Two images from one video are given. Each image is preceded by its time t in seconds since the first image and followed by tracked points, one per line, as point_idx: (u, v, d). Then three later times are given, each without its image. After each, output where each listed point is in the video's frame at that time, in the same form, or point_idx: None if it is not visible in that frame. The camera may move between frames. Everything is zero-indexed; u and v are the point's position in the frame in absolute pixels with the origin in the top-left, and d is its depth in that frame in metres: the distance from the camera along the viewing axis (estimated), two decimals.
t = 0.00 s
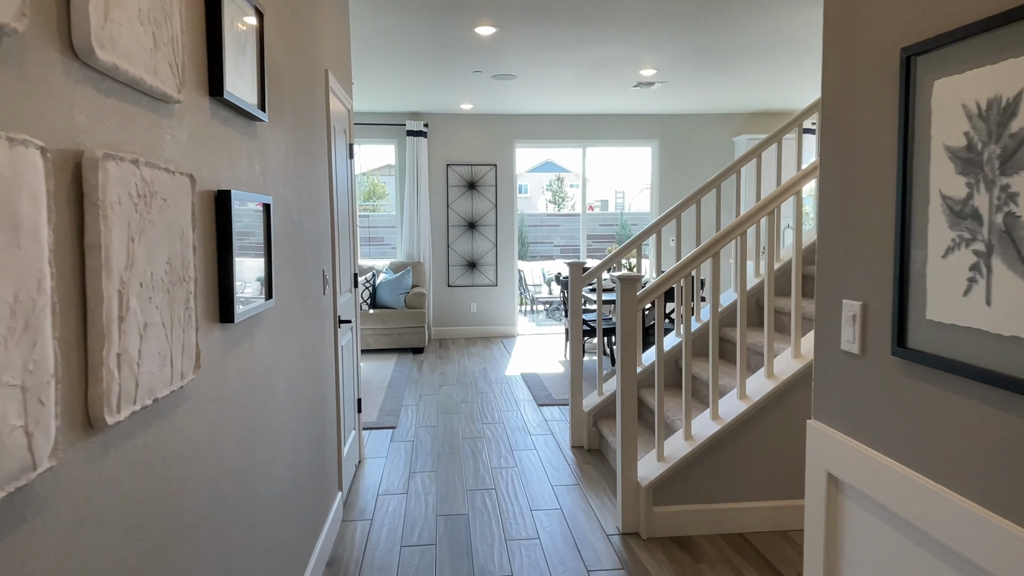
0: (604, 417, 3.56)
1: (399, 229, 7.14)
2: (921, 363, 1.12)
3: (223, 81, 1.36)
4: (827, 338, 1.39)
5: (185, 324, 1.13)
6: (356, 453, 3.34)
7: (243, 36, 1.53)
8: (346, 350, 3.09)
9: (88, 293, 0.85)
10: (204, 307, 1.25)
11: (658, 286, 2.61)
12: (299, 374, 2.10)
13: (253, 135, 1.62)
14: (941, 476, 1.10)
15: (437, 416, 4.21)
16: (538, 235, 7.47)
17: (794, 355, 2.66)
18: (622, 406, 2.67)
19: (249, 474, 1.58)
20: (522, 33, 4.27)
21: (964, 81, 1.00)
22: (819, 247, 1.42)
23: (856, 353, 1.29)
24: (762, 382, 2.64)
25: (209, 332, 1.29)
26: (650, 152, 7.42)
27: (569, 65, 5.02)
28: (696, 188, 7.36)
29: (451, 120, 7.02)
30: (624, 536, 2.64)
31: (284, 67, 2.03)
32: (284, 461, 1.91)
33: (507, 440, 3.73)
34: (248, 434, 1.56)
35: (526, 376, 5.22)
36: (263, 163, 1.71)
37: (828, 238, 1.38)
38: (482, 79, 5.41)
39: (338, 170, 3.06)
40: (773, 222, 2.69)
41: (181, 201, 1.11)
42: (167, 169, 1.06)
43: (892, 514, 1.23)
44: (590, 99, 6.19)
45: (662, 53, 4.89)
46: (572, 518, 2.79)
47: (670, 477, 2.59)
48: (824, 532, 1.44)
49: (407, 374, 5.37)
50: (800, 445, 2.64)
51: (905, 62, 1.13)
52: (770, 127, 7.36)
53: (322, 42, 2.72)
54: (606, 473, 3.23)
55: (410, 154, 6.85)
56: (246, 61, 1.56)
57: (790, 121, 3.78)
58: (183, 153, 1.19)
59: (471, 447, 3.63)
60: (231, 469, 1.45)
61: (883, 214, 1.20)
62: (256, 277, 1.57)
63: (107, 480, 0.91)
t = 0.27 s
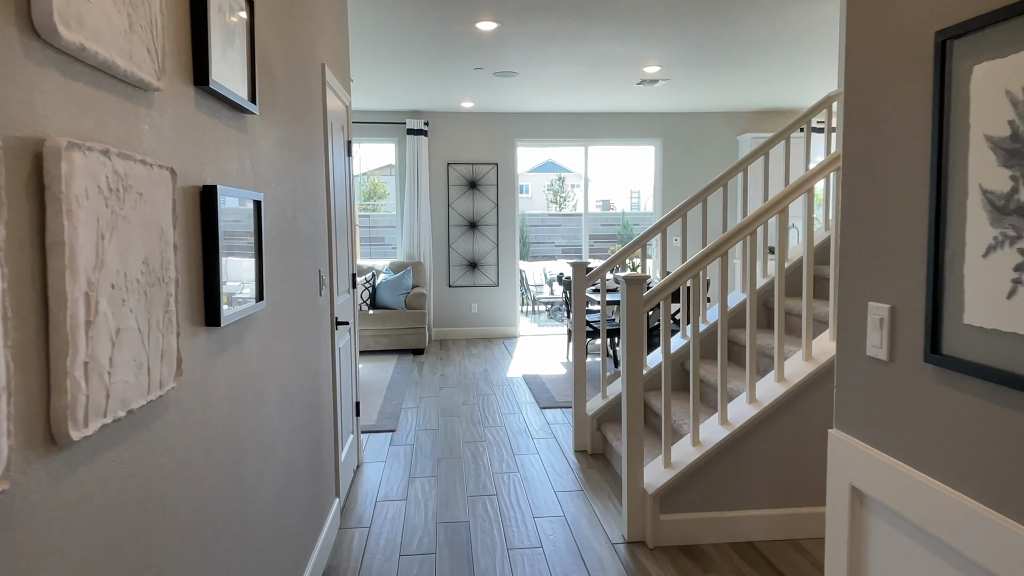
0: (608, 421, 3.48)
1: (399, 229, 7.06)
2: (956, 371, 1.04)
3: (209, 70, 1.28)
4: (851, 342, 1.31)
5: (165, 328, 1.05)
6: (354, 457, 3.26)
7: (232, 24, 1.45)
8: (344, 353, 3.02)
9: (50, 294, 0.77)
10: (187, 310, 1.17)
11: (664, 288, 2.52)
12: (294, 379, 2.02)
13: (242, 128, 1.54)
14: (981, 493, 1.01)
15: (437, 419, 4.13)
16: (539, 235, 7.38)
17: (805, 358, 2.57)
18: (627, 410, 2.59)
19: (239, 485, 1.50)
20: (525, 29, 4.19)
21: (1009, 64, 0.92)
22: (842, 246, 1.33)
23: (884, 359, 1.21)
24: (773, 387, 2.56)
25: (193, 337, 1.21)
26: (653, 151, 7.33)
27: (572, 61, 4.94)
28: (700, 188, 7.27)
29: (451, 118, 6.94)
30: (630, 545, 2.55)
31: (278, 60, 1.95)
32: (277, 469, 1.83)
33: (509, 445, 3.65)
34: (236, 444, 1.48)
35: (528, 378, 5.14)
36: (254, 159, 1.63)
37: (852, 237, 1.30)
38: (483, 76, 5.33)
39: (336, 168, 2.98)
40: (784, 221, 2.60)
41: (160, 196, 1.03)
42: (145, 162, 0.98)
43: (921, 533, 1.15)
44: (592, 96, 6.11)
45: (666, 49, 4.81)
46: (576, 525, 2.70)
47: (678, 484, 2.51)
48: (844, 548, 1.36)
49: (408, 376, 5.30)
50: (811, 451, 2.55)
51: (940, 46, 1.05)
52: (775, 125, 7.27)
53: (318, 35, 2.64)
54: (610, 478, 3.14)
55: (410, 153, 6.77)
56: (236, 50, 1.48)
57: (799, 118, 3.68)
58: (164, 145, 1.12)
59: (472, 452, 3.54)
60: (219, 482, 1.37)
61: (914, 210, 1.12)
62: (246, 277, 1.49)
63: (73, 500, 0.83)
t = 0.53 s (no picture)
0: (613, 424, 3.39)
1: (400, 229, 6.98)
2: (998, 378, 0.95)
3: (192, 54, 1.20)
4: (878, 345, 1.23)
5: (139, 332, 0.97)
6: (351, 461, 3.17)
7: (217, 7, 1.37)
8: (341, 355, 2.93)
9: None
10: (165, 312, 1.09)
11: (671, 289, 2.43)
12: (286, 383, 1.93)
13: (229, 118, 1.45)
14: None
15: (437, 422, 4.05)
16: (540, 235, 7.29)
17: (817, 360, 2.48)
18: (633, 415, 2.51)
19: (226, 497, 1.42)
20: (527, 23, 4.11)
21: None
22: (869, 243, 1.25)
23: (915, 365, 1.13)
24: (784, 391, 2.47)
25: (172, 340, 1.13)
26: (656, 149, 7.24)
27: (575, 57, 4.85)
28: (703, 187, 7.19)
29: (452, 116, 6.86)
30: (636, 554, 2.47)
31: (270, 49, 1.87)
32: (268, 478, 1.75)
33: (511, 448, 3.56)
34: (223, 453, 1.40)
35: (530, 380, 5.05)
36: (242, 151, 1.55)
37: (880, 234, 1.21)
38: (484, 73, 5.24)
39: (332, 164, 2.90)
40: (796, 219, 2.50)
41: (133, 187, 0.95)
42: (114, 149, 0.89)
43: (958, 553, 1.06)
44: (595, 94, 6.02)
45: (670, 45, 4.72)
46: (580, 533, 2.62)
47: (686, 490, 2.42)
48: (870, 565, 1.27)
49: (407, 377, 5.21)
50: (824, 456, 2.47)
51: (982, 24, 0.96)
52: (779, 123, 7.19)
53: (314, 26, 2.55)
54: (615, 484, 3.06)
55: (410, 151, 6.69)
56: (222, 35, 1.39)
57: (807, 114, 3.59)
58: (139, 132, 1.03)
59: (473, 456, 3.46)
60: (204, 495, 1.28)
61: (951, 203, 1.04)
62: (233, 276, 1.41)
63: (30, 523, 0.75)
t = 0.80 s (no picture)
0: (617, 429, 3.30)
1: (399, 229, 6.90)
2: None
3: (169, 38, 1.11)
4: (913, 352, 1.13)
5: (104, 339, 0.88)
6: (348, 467, 3.09)
7: None
8: (337, 359, 2.84)
9: None
10: (137, 316, 1.00)
11: (678, 291, 2.34)
12: (278, 389, 1.85)
13: (212, 108, 1.37)
14: None
15: (437, 426, 3.96)
16: (541, 235, 7.19)
17: (830, 365, 2.39)
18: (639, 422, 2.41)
19: (210, 513, 1.33)
20: (528, 18, 4.02)
21: None
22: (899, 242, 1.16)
23: (955, 374, 1.03)
24: (796, 396, 2.38)
25: (146, 347, 1.05)
26: (660, 148, 7.15)
27: (578, 53, 4.77)
28: (707, 187, 7.10)
29: (452, 114, 6.77)
30: (642, 566, 2.38)
31: (261, 39, 1.79)
32: (258, 489, 1.66)
33: (513, 454, 3.48)
34: (207, 467, 1.31)
35: (531, 382, 4.96)
36: (228, 145, 1.46)
37: (911, 232, 1.12)
38: (484, 70, 5.15)
39: (329, 162, 2.81)
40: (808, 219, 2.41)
41: (97, 180, 0.86)
42: (75, 138, 0.81)
43: None
44: (597, 91, 5.93)
45: (675, 41, 4.63)
46: (584, 544, 2.53)
47: (694, 499, 2.33)
48: None
49: (407, 380, 5.12)
50: (837, 464, 2.38)
51: None
52: (784, 121, 7.10)
53: (309, 18, 2.46)
54: (619, 491, 2.97)
55: (410, 150, 6.61)
56: (205, 20, 1.30)
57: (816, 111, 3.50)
58: (107, 121, 0.94)
59: (473, 461, 3.37)
60: (185, 512, 1.20)
61: (997, 198, 0.94)
62: (218, 277, 1.32)
63: None
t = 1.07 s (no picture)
0: (621, 436, 3.21)
1: (399, 229, 6.81)
2: None
3: (141, 29, 1.02)
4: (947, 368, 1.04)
5: (60, 358, 0.79)
6: (344, 476, 3.00)
7: None
8: (332, 365, 2.76)
9: None
10: (102, 330, 0.92)
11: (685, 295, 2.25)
12: (267, 400, 1.76)
13: (191, 105, 1.28)
14: None
15: (436, 432, 3.87)
16: (542, 236, 7.10)
17: (843, 372, 2.30)
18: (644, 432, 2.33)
19: (190, 537, 1.25)
20: (529, 15, 3.94)
21: None
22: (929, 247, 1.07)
23: (995, 393, 0.95)
24: (807, 405, 2.30)
25: (114, 363, 0.96)
26: (662, 148, 7.06)
27: (580, 51, 4.68)
28: (710, 187, 7.01)
29: (452, 114, 6.69)
30: None
31: (250, 33, 1.70)
32: (245, 507, 1.58)
33: (513, 461, 3.39)
34: (186, 487, 1.23)
35: (533, 386, 4.87)
36: (211, 143, 1.38)
37: (945, 237, 1.04)
38: (485, 68, 5.07)
39: (323, 162, 2.73)
40: (819, 221, 2.32)
41: (51, 182, 0.78)
42: (23, 134, 0.72)
43: None
44: (599, 90, 5.85)
45: (679, 39, 4.54)
46: (587, 557, 2.44)
47: (701, 512, 2.25)
48: None
49: (406, 384, 5.04)
50: (850, 474, 2.30)
51: None
52: (789, 121, 7.01)
53: (302, 13, 2.37)
54: (623, 501, 2.88)
55: (410, 150, 6.53)
56: (185, 11, 1.22)
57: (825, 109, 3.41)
58: (67, 117, 0.86)
59: (473, 469, 3.28)
60: (160, 538, 1.11)
61: None
62: (197, 285, 1.24)
63: None
